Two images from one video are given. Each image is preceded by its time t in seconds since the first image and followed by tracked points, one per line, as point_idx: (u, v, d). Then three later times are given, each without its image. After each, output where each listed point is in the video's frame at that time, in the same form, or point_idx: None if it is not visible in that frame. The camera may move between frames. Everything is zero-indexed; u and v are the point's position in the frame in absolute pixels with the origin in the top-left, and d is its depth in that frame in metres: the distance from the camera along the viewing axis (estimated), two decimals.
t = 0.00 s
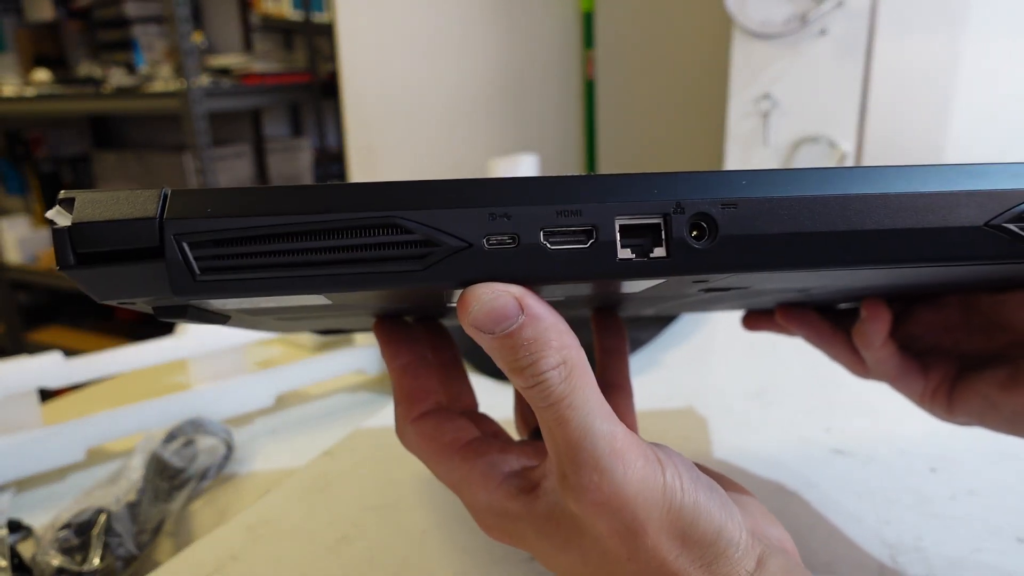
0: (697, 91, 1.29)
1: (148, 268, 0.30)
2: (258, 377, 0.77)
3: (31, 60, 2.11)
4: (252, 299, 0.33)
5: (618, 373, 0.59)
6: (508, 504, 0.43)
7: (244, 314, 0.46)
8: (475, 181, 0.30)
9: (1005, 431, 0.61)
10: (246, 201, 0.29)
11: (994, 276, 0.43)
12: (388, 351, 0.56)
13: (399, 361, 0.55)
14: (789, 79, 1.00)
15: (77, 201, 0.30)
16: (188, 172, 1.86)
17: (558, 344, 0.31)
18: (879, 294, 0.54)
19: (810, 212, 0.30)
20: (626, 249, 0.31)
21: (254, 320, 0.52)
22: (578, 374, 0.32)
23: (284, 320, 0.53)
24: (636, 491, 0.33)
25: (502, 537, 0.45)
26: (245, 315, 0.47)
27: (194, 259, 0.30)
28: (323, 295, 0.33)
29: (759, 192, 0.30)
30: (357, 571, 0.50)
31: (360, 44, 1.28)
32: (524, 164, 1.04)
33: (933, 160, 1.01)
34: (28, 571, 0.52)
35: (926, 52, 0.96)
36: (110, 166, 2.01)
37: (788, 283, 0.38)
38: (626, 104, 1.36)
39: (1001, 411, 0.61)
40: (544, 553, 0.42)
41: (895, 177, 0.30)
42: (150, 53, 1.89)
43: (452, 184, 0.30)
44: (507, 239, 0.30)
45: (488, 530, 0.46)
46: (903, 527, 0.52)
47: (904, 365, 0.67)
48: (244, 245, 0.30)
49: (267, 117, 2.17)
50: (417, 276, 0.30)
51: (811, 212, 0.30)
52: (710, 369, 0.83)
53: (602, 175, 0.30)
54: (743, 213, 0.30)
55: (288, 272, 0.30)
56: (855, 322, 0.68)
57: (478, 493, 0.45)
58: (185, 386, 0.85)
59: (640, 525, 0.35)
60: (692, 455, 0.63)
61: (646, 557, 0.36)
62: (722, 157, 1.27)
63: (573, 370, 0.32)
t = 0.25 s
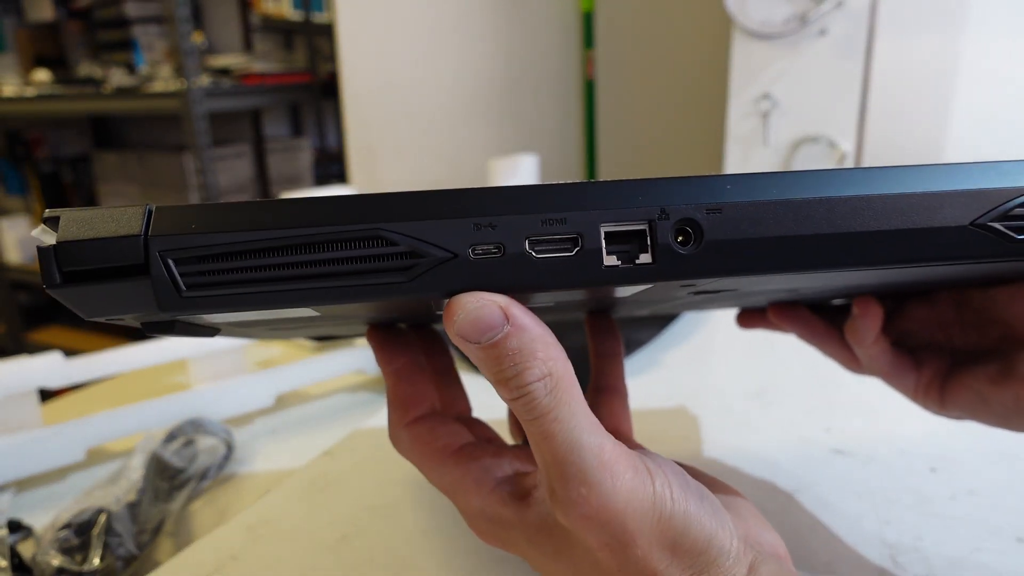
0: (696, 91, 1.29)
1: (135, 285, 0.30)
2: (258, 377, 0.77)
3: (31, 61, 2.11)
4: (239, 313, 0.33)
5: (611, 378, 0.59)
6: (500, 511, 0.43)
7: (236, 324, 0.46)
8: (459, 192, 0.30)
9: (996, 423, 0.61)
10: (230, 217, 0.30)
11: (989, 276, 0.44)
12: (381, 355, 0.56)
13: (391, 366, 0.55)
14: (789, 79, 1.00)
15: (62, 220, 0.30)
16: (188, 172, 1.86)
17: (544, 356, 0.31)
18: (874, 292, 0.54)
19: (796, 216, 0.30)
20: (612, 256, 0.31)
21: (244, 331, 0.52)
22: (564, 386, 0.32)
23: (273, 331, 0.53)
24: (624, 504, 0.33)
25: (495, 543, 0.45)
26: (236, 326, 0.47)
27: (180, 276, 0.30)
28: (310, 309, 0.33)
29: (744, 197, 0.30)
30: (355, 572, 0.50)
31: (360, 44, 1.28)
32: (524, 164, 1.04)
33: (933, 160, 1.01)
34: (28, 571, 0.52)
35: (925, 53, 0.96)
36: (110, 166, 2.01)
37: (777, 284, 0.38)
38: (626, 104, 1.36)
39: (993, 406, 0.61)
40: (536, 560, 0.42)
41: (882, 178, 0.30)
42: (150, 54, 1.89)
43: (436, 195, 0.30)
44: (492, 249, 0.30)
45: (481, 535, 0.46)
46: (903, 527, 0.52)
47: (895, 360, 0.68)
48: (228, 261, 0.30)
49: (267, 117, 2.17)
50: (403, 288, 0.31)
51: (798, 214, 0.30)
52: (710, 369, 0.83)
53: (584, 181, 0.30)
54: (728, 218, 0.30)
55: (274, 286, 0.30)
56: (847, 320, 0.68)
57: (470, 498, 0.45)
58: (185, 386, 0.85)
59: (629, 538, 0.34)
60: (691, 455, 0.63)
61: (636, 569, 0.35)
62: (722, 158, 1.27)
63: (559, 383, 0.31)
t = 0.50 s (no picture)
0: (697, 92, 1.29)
1: (141, 288, 0.30)
2: (258, 377, 0.77)
3: (31, 61, 2.11)
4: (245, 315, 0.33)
5: (614, 375, 0.59)
6: (504, 508, 0.43)
7: (238, 326, 0.46)
8: (459, 194, 0.30)
9: (995, 421, 0.61)
10: (235, 220, 0.30)
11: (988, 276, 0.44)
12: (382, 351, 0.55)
13: (392, 361, 0.55)
14: (789, 79, 1.00)
15: (72, 224, 0.30)
16: (188, 172, 1.86)
17: (545, 360, 0.30)
18: (874, 291, 0.54)
19: (791, 219, 0.30)
20: (611, 259, 0.31)
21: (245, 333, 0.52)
22: (564, 392, 0.31)
23: (274, 332, 0.53)
24: (623, 511, 0.33)
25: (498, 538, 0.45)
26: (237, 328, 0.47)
27: (186, 279, 0.30)
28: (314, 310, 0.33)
29: (742, 199, 0.30)
30: (356, 572, 0.50)
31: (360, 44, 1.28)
32: (524, 163, 1.04)
33: (933, 160, 1.01)
34: (28, 571, 0.53)
35: (925, 53, 0.96)
36: (110, 166, 2.01)
37: (776, 286, 0.38)
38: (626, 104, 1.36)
39: (991, 404, 0.61)
40: (539, 556, 0.42)
41: (879, 181, 0.30)
42: (150, 54, 1.89)
43: (436, 199, 0.30)
44: (492, 252, 0.30)
45: (484, 529, 0.46)
46: (903, 528, 0.52)
47: (894, 360, 0.67)
48: (234, 264, 0.30)
49: (267, 118, 2.17)
50: (405, 290, 0.31)
51: (795, 217, 0.30)
52: (710, 369, 0.83)
53: (583, 184, 0.30)
54: (726, 221, 0.30)
55: (279, 289, 0.31)
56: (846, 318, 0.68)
57: (473, 495, 0.45)
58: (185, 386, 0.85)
59: (627, 543, 0.34)
60: (691, 455, 0.63)
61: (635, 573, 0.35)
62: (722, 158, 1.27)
63: (559, 389, 0.31)
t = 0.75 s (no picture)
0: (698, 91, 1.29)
1: (143, 290, 0.30)
2: (258, 377, 0.77)
3: (31, 61, 2.11)
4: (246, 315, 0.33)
5: (617, 372, 0.59)
6: (506, 504, 0.43)
7: (239, 326, 0.46)
8: (459, 197, 0.30)
9: (996, 420, 0.61)
10: (236, 222, 0.30)
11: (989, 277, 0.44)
12: (383, 348, 0.56)
13: (393, 357, 0.56)
14: (789, 79, 1.00)
15: (73, 225, 0.30)
16: (188, 172, 1.86)
17: (547, 363, 0.30)
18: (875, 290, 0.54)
19: (791, 223, 0.30)
20: (609, 262, 0.31)
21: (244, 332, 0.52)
22: (566, 398, 0.31)
23: (274, 330, 0.53)
24: (625, 515, 0.33)
25: (501, 534, 0.45)
26: (238, 327, 0.47)
27: (187, 280, 0.30)
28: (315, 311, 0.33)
29: (741, 203, 0.30)
30: (356, 572, 0.50)
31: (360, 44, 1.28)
32: (524, 163, 1.04)
33: (933, 161, 1.01)
34: (28, 571, 0.53)
35: (925, 53, 0.96)
36: (110, 166, 2.01)
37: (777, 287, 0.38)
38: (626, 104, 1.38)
39: (991, 403, 0.61)
40: (542, 553, 0.42)
41: (879, 184, 0.30)
42: (150, 53, 1.89)
43: (434, 202, 0.30)
44: (491, 255, 0.30)
45: (487, 525, 0.46)
46: (903, 528, 0.52)
47: (895, 358, 0.67)
48: (234, 265, 0.30)
49: (267, 118, 2.17)
50: (405, 293, 0.31)
51: (794, 219, 0.30)
52: (711, 369, 0.83)
53: (583, 187, 0.30)
54: (724, 224, 0.30)
55: (278, 291, 0.30)
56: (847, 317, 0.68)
57: (475, 491, 0.45)
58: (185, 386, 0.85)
59: (629, 546, 0.34)
60: (691, 455, 0.63)
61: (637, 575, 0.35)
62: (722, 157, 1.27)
63: (561, 393, 0.30)
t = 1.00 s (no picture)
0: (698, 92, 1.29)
1: (142, 288, 0.30)
2: (259, 377, 0.77)
3: (31, 61, 2.11)
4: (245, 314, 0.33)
5: (615, 372, 0.59)
6: (503, 505, 0.43)
7: (238, 325, 0.46)
8: (459, 197, 0.30)
9: (996, 424, 0.60)
10: (236, 222, 0.30)
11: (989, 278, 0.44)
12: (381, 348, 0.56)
13: (391, 358, 0.55)
14: (789, 79, 1.00)
15: (73, 223, 0.30)
16: (188, 172, 1.86)
17: (546, 365, 0.30)
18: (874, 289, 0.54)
19: (790, 225, 0.30)
20: (608, 263, 0.31)
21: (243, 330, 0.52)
22: (563, 403, 0.31)
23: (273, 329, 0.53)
24: (623, 519, 0.33)
25: (499, 533, 0.45)
26: (237, 326, 0.47)
27: (186, 279, 0.30)
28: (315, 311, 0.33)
29: (740, 205, 0.30)
30: (356, 572, 0.50)
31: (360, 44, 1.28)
32: (524, 163, 1.04)
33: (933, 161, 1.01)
34: (28, 571, 0.52)
35: (925, 53, 0.96)
36: (110, 166, 2.01)
37: (776, 290, 0.38)
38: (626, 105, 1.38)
39: (992, 406, 0.61)
40: (541, 554, 0.43)
41: (878, 187, 0.30)
42: (150, 53, 1.89)
43: (433, 202, 0.30)
44: (491, 256, 0.31)
45: (484, 525, 0.46)
46: (903, 528, 0.52)
47: (894, 360, 0.67)
48: (234, 265, 0.30)
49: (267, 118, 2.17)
50: (404, 293, 0.31)
51: (794, 222, 0.30)
52: (711, 369, 0.83)
53: (583, 188, 0.30)
54: (724, 225, 0.30)
55: (278, 290, 0.30)
56: (846, 319, 0.68)
57: (471, 492, 0.45)
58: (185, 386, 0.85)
59: (628, 549, 0.34)
60: (691, 455, 0.63)
61: None
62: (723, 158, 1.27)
63: (560, 396, 0.30)
